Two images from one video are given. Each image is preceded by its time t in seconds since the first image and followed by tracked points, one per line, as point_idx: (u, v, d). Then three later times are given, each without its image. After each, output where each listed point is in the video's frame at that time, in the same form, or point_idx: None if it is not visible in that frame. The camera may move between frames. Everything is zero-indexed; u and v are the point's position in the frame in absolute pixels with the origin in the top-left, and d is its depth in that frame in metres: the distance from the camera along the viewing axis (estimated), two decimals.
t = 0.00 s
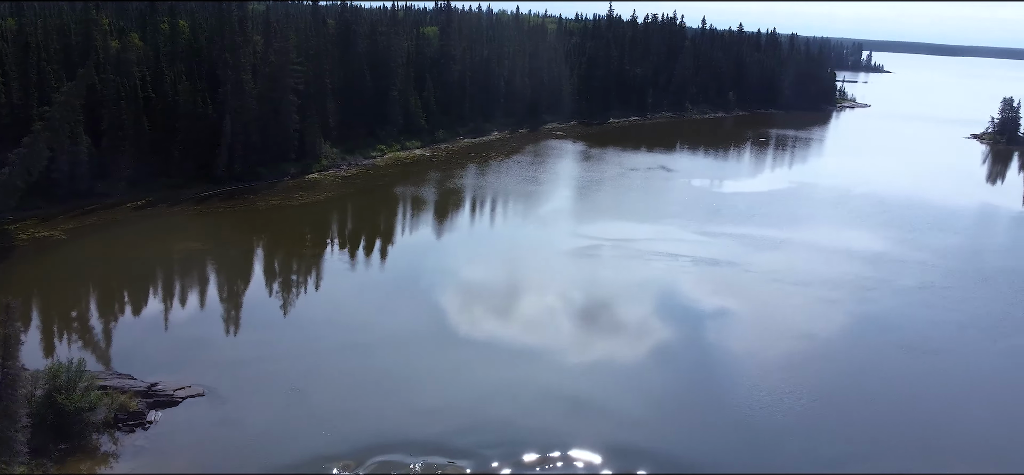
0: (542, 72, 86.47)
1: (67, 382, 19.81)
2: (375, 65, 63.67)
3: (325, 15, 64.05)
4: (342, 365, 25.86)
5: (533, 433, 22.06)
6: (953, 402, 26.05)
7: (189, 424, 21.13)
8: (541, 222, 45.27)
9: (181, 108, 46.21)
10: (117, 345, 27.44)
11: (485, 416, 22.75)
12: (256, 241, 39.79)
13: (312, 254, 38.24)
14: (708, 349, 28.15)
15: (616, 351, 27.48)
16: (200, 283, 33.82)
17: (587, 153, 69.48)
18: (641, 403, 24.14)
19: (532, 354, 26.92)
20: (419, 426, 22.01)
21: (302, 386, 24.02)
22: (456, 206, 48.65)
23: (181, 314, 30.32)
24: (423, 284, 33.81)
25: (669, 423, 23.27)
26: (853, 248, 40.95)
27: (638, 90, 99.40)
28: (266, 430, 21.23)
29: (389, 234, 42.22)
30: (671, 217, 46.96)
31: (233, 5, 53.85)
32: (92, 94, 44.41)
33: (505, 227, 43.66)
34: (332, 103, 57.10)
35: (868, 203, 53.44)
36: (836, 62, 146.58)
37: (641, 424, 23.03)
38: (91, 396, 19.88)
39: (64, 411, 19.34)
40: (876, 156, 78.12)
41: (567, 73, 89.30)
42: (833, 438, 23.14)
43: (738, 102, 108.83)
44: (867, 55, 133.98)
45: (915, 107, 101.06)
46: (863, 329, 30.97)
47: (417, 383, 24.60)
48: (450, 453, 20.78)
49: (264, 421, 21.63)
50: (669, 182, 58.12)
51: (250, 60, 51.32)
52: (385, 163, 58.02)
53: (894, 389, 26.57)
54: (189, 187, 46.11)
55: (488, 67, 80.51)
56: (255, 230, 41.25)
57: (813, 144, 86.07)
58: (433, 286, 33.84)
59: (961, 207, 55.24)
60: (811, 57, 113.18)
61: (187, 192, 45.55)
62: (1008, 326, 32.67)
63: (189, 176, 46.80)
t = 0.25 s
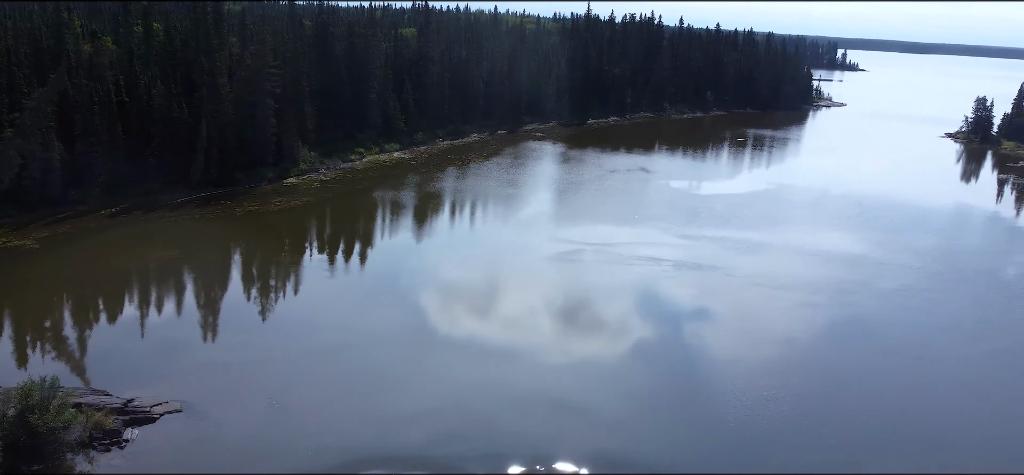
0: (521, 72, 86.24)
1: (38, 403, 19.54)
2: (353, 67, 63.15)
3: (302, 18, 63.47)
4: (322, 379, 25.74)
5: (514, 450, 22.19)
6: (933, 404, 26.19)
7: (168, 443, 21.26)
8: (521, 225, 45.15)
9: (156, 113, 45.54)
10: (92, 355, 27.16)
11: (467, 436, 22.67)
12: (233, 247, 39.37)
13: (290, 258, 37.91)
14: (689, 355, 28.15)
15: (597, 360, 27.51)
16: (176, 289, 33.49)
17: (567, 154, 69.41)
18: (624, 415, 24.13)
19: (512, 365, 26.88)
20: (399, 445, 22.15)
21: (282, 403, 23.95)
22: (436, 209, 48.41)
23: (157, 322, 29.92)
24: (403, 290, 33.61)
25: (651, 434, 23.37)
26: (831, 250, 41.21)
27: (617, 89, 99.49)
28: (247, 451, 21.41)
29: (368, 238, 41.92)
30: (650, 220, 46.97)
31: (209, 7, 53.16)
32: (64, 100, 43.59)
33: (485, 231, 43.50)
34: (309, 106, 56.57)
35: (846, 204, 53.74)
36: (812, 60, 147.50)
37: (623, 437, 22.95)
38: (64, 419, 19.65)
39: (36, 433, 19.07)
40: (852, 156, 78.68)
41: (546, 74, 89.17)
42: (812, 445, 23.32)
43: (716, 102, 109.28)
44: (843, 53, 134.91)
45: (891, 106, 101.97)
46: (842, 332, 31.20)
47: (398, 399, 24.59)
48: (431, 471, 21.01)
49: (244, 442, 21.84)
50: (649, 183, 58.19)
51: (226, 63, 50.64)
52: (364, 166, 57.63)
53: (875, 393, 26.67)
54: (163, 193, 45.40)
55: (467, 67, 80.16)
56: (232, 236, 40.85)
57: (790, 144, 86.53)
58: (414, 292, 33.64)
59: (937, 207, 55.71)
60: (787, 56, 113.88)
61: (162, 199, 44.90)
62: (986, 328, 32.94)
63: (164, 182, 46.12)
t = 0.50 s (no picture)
0: (500, 74, 86.06)
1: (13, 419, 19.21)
2: (330, 69, 62.70)
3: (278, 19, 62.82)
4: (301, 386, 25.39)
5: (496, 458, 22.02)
6: (914, 406, 26.32)
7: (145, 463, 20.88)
8: (501, 228, 44.99)
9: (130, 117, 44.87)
10: (65, 366, 26.62)
11: (449, 445, 22.49)
12: (209, 253, 38.88)
13: (268, 264, 37.49)
14: (672, 358, 28.08)
15: (579, 363, 27.40)
16: (152, 296, 32.96)
17: (546, 156, 69.37)
18: (605, 421, 24.05)
19: (492, 370, 26.71)
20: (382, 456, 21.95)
21: (260, 414, 23.61)
22: (415, 212, 48.13)
23: (132, 331, 29.41)
24: (382, 294, 33.34)
25: (633, 438, 23.30)
26: (809, 252, 41.45)
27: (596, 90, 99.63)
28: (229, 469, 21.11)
29: (347, 242, 41.59)
30: (630, 223, 46.96)
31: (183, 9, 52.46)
32: (35, 106, 42.85)
33: (465, 234, 43.29)
34: (286, 108, 56.05)
35: (823, 205, 54.08)
36: (787, 60, 148.61)
37: (607, 444, 22.83)
38: (37, 439, 19.42)
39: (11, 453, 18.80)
40: (829, 155, 79.18)
41: (524, 74, 89.10)
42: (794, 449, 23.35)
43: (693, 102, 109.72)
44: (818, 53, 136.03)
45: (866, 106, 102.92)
46: (822, 334, 31.33)
47: (379, 407, 24.30)
48: None
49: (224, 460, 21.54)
50: (628, 186, 58.27)
51: (201, 66, 50.07)
52: (342, 170, 57.20)
53: (856, 396, 26.75)
54: (139, 199, 44.77)
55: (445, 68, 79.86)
56: (208, 241, 40.37)
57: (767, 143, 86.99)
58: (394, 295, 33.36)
59: (912, 207, 56.24)
60: (763, 56, 114.67)
61: (137, 204, 44.27)
62: (963, 328, 33.23)
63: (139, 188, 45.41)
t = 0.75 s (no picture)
0: (479, 75, 85.80)
1: None
2: (308, 72, 62.20)
3: (254, 21, 62.14)
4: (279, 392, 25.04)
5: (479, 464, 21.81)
6: (896, 408, 26.41)
7: None
8: (481, 232, 44.80)
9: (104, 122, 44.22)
10: (38, 377, 26.10)
11: (430, 452, 22.20)
12: (186, 259, 38.37)
13: (246, 269, 37.05)
14: (653, 361, 28.03)
15: (561, 364, 27.27)
16: (127, 303, 32.45)
17: (526, 158, 69.21)
18: (588, 425, 23.95)
19: (473, 371, 26.52)
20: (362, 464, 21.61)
21: (238, 424, 23.25)
22: (394, 215, 47.80)
23: (107, 340, 28.90)
24: (361, 296, 33.02)
25: (616, 442, 23.18)
26: (789, 254, 41.62)
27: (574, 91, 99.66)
28: None
29: (325, 247, 41.22)
30: (611, 226, 46.91)
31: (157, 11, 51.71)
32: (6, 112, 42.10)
33: (445, 237, 43.04)
34: (263, 111, 55.54)
35: (802, 207, 54.36)
36: (764, 59, 149.52)
37: (591, 451, 22.68)
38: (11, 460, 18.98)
39: None
40: (806, 155, 79.70)
41: (503, 75, 88.95)
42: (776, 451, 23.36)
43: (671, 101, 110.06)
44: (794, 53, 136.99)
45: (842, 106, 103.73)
46: (802, 337, 31.43)
47: (359, 413, 23.96)
48: None
49: None
50: (608, 188, 58.28)
51: (177, 70, 49.49)
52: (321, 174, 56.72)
53: (839, 398, 26.81)
54: (114, 206, 44.20)
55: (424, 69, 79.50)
56: (185, 248, 39.85)
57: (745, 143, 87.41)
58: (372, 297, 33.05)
59: (889, 208, 56.70)
60: (740, 55, 115.31)
61: (112, 211, 43.67)
62: (941, 330, 33.49)
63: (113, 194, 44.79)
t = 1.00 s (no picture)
0: (457, 76, 85.43)
1: None
2: (285, 74, 61.59)
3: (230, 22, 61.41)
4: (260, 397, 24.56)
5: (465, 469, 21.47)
6: (882, 410, 26.39)
7: None
8: (462, 236, 44.51)
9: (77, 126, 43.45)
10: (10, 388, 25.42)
11: (416, 455, 21.87)
12: (162, 266, 37.76)
13: (224, 276, 36.52)
14: (638, 363, 27.88)
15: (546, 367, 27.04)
16: (102, 312, 31.81)
17: (506, 160, 68.97)
18: (574, 426, 23.75)
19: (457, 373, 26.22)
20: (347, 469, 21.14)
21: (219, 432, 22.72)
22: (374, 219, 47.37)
23: (81, 350, 28.27)
24: (341, 298, 32.61)
25: (604, 445, 22.98)
26: (769, 257, 41.68)
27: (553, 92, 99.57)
28: None
29: (304, 251, 40.73)
30: (592, 230, 46.79)
31: (130, 14, 50.83)
32: None
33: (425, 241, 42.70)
34: (240, 114, 54.93)
35: (781, 208, 54.54)
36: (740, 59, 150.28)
37: (579, 456, 22.38)
38: None
39: None
40: (784, 155, 80.04)
41: (481, 76, 88.65)
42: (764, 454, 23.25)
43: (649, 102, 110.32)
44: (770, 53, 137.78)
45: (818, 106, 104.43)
46: (787, 340, 31.40)
47: (342, 417, 23.53)
48: None
49: None
50: (589, 191, 58.16)
51: (151, 73, 48.79)
52: (299, 178, 56.14)
53: (827, 402, 26.71)
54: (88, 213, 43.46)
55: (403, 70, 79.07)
56: (161, 255, 39.21)
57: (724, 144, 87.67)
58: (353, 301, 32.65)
59: (866, 209, 57.05)
60: (717, 56, 115.80)
61: (86, 218, 42.90)
62: (923, 332, 33.62)
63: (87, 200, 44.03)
